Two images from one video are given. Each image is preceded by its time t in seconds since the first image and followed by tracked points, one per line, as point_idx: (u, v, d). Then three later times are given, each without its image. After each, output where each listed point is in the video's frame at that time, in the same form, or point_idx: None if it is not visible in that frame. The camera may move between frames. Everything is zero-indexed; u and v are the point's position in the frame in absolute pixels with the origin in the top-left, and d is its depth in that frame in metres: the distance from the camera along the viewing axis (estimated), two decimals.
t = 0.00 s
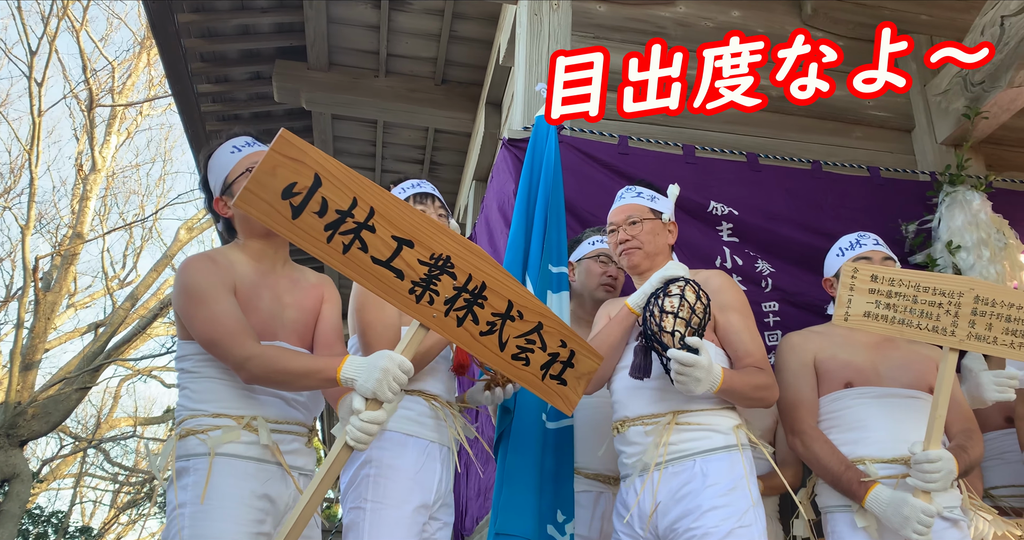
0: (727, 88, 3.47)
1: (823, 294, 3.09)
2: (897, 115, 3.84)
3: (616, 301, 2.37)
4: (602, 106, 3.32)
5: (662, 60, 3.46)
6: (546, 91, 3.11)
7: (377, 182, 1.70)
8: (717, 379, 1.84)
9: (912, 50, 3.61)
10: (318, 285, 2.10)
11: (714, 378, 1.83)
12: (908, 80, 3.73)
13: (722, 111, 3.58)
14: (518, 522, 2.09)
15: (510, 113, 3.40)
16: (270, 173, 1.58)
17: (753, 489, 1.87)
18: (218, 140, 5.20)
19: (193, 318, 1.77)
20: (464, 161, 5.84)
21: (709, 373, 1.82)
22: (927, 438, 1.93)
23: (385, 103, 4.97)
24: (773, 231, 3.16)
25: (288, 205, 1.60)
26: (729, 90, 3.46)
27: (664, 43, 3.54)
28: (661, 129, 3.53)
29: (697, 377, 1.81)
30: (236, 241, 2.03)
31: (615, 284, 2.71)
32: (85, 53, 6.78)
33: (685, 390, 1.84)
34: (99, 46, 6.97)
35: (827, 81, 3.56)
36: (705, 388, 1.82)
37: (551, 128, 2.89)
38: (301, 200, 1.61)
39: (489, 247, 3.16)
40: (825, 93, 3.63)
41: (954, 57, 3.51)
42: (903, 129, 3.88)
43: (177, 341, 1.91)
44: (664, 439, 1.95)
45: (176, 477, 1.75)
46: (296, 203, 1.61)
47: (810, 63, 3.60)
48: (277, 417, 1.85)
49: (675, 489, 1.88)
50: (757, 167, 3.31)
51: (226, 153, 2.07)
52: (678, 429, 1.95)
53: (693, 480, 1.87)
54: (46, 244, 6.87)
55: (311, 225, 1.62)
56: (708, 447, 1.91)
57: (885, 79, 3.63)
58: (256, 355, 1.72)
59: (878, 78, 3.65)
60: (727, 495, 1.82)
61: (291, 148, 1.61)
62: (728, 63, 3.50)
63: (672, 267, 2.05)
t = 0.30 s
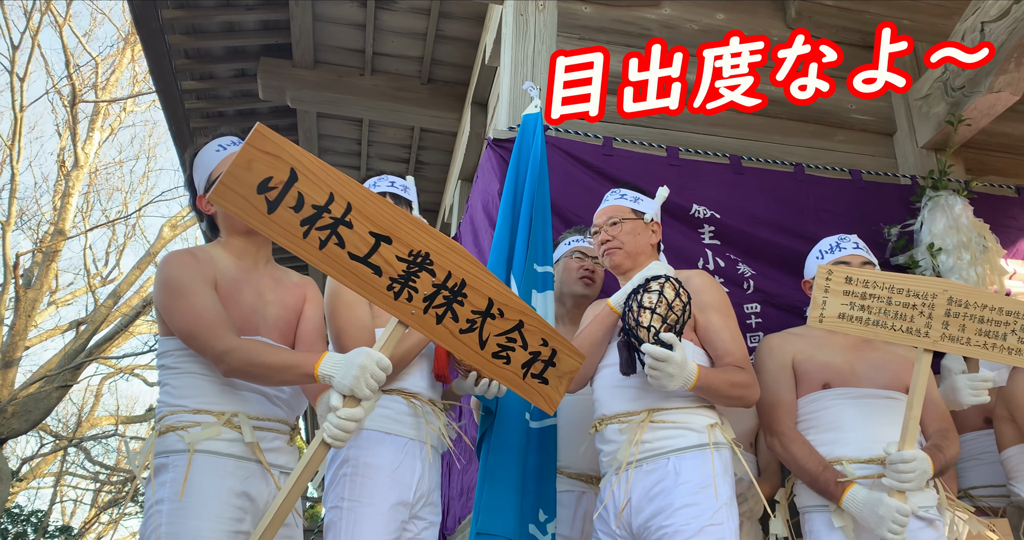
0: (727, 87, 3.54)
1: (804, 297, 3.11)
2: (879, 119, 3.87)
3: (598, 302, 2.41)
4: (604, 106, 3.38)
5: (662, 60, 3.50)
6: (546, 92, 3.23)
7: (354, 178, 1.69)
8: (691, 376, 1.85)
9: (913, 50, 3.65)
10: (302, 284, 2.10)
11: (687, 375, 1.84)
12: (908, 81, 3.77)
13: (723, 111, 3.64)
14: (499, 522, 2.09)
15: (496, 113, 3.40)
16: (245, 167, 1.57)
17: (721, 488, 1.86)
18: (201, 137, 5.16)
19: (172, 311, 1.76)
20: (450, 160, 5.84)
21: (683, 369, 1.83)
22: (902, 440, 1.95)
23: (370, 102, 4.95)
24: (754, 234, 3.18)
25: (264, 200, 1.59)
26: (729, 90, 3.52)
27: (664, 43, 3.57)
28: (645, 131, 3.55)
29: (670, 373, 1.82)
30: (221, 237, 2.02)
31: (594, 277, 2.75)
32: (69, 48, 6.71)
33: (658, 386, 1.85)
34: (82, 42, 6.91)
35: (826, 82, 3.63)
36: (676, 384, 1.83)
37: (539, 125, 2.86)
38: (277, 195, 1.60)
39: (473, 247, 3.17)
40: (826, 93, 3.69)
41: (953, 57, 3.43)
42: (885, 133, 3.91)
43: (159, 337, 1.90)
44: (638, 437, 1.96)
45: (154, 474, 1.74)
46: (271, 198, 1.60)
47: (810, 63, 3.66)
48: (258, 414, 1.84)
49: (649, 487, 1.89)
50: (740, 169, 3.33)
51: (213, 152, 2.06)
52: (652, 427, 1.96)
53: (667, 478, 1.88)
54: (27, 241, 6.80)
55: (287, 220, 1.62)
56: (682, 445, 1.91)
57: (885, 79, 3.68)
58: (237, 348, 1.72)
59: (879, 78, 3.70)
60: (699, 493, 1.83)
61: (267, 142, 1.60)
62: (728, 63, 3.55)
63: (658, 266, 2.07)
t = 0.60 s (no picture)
0: (727, 87, 3.54)
1: (787, 297, 3.12)
2: (863, 122, 3.90)
3: (584, 300, 2.39)
4: (603, 107, 3.38)
5: (662, 60, 3.50)
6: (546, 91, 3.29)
7: (338, 171, 1.68)
8: (673, 374, 1.86)
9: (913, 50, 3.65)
10: (287, 280, 2.08)
11: (670, 373, 1.84)
12: (908, 81, 3.69)
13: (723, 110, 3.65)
14: (485, 520, 2.08)
15: (481, 112, 3.39)
16: (228, 160, 1.56)
17: (706, 487, 1.86)
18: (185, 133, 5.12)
19: (154, 304, 1.74)
20: (436, 159, 5.83)
21: (666, 367, 1.83)
22: (883, 439, 1.96)
23: (356, 99, 4.94)
24: (737, 235, 3.20)
25: (246, 193, 1.57)
26: (729, 90, 3.53)
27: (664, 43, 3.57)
28: (631, 131, 3.55)
29: (655, 371, 1.82)
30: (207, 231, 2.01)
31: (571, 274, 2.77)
32: (51, 42, 6.64)
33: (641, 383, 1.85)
34: (65, 36, 6.84)
35: (826, 82, 3.61)
36: (659, 382, 1.83)
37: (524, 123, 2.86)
38: (260, 188, 1.59)
39: (458, 246, 3.15)
40: (826, 93, 3.69)
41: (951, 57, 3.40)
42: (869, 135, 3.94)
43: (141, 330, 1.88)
44: (623, 438, 1.96)
45: (134, 470, 1.72)
46: (254, 192, 1.59)
47: (810, 63, 3.66)
48: (242, 411, 1.83)
49: (635, 487, 1.89)
50: (724, 170, 3.34)
51: (202, 143, 2.05)
52: (637, 428, 1.96)
53: (652, 478, 1.88)
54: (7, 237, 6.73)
55: (270, 214, 1.60)
56: (666, 445, 1.92)
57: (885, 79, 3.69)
58: (219, 344, 1.70)
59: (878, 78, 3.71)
60: (684, 493, 1.83)
61: (249, 135, 1.59)
62: (728, 62, 3.55)
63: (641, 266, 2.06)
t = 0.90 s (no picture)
0: (727, 87, 3.55)
1: (774, 297, 3.13)
2: (850, 123, 3.92)
3: (572, 300, 2.38)
4: (603, 107, 3.38)
5: (662, 60, 3.51)
6: (546, 92, 3.30)
7: (336, 175, 1.66)
8: (663, 371, 1.84)
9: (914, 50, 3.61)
10: (279, 275, 2.06)
11: (661, 370, 1.83)
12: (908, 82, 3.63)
13: (722, 110, 3.66)
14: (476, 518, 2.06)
15: (470, 110, 3.38)
16: (223, 161, 1.53)
17: (695, 486, 1.87)
18: (172, 130, 5.09)
19: (142, 300, 1.72)
20: (424, 157, 5.82)
21: (657, 363, 1.83)
22: (870, 438, 1.97)
23: (344, 96, 4.92)
24: (726, 235, 3.20)
25: (241, 195, 1.55)
26: (729, 90, 3.54)
27: (664, 43, 3.58)
28: (620, 130, 3.55)
29: (646, 367, 1.82)
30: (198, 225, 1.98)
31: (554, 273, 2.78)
32: (36, 36, 6.57)
33: (632, 380, 1.84)
34: (50, 30, 6.77)
35: (826, 82, 3.64)
36: (649, 379, 1.82)
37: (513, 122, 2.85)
38: (255, 190, 1.56)
39: (446, 243, 3.15)
40: (825, 92, 3.73)
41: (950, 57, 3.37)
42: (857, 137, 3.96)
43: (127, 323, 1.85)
44: (613, 437, 1.95)
45: (114, 466, 1.69)
46: (250, 193, 1.56)
47: (810, 63, 3.67)
48: (225, 410, 1.81)
49: (625, 486, 1.88)
50: (712, 170, 3.35)
51: (203, 132, 2.03)
52: (627, 427, 1.95)
53: (642, 477, 1.87)
54: None
55: (265, 216, 1.58)
56: (656, 444, 1.91)
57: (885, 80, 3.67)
58: (207, 344, 1.68)
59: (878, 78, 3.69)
60: (674, 491, 1.83)
61: (247, 135, 1.56)
62: (728, 62, 3.56)
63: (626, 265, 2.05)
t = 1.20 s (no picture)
0: (727, 87, 3.56)
1: (764, 297, 3.14)
2: (840, 124, 3.94)
3: (564, 299, 2.37)
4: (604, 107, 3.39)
5: (662, 60, 3.52)
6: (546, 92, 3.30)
7: (341, 191, 1.62)
8: (655, 369, 1.84)
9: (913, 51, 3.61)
10: (272, 274, 2.04)
11: (655, 367, 1.83)
12: (908, 82, 3.58)
13: (723, 111, 3.67)
14: (470, 515, 2.06)
15: (462, 107, 3.37)
16: (224, 172, 1.49)
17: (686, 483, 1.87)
18: (161, 126, 5.05)
19: (133, 298, 1.70)
20: (415, 155, 5.80)
21: (652, 359, 1.83)
22: (860, 436, 1.97)
23: (335, 93, 4.91)
24: (717, 234, 3.21)
25: (241, 208, 1.51)
26: (729, 90, 3.55)
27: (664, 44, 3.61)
28: (612, 129, 3.54)
29: (640, 362, 1.82)
30: (191, 221, 1.96)
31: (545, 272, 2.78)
32: (23, 31, 6.51)
33: (626, 376, 1.84)
34: (37, 25, 6.71)
35: (826, 82, 3.66)
36: (643, 375, 1.82)
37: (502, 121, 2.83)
38: (256, 203, 1.53)
39: (436, 240, 3.14)
40: (825, 93, 3.76)
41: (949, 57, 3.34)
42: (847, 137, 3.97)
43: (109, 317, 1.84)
44: (603, 433, 1.94)
45: (85, 462, 1.68)
46: (250, 206, 1.52)
47: (810, 63, 3.71)
48: (199, 412, 1.79)
49: (614, 482, 1.88)
50: (703, 169, 3.35)
51: (224, 130, 2.04)
52: (618, 422, 1.95)
53: (631, 473, 1.87)
54: None
55: (264, 230, 1.54)
56: (646, 441, 1.91)
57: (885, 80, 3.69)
58: (197, 348, 1.67)
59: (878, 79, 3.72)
60: (663, 488, 1.83)
61: (251, 147, 1.52)
62: (728, 63, 3.59)
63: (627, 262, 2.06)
